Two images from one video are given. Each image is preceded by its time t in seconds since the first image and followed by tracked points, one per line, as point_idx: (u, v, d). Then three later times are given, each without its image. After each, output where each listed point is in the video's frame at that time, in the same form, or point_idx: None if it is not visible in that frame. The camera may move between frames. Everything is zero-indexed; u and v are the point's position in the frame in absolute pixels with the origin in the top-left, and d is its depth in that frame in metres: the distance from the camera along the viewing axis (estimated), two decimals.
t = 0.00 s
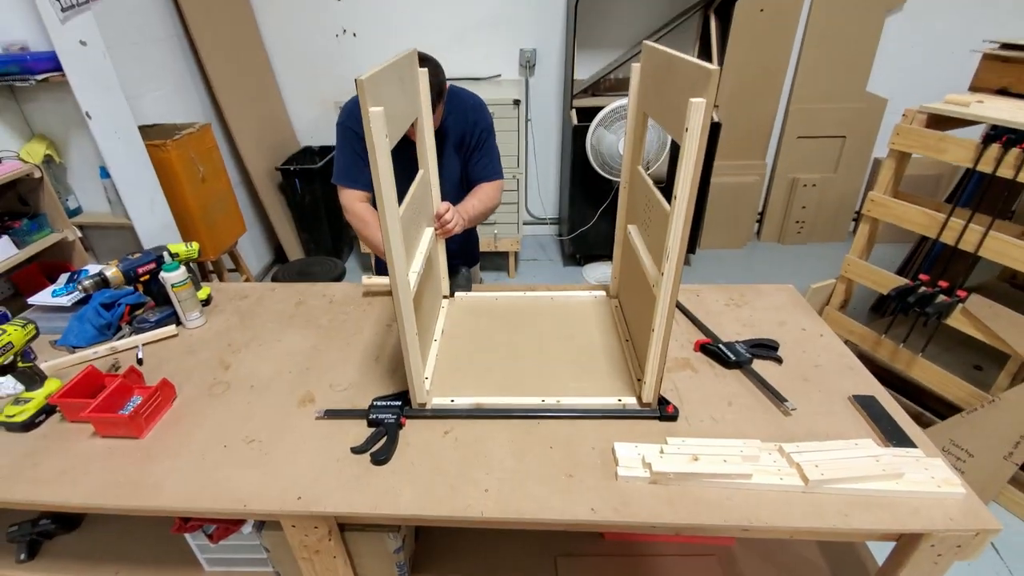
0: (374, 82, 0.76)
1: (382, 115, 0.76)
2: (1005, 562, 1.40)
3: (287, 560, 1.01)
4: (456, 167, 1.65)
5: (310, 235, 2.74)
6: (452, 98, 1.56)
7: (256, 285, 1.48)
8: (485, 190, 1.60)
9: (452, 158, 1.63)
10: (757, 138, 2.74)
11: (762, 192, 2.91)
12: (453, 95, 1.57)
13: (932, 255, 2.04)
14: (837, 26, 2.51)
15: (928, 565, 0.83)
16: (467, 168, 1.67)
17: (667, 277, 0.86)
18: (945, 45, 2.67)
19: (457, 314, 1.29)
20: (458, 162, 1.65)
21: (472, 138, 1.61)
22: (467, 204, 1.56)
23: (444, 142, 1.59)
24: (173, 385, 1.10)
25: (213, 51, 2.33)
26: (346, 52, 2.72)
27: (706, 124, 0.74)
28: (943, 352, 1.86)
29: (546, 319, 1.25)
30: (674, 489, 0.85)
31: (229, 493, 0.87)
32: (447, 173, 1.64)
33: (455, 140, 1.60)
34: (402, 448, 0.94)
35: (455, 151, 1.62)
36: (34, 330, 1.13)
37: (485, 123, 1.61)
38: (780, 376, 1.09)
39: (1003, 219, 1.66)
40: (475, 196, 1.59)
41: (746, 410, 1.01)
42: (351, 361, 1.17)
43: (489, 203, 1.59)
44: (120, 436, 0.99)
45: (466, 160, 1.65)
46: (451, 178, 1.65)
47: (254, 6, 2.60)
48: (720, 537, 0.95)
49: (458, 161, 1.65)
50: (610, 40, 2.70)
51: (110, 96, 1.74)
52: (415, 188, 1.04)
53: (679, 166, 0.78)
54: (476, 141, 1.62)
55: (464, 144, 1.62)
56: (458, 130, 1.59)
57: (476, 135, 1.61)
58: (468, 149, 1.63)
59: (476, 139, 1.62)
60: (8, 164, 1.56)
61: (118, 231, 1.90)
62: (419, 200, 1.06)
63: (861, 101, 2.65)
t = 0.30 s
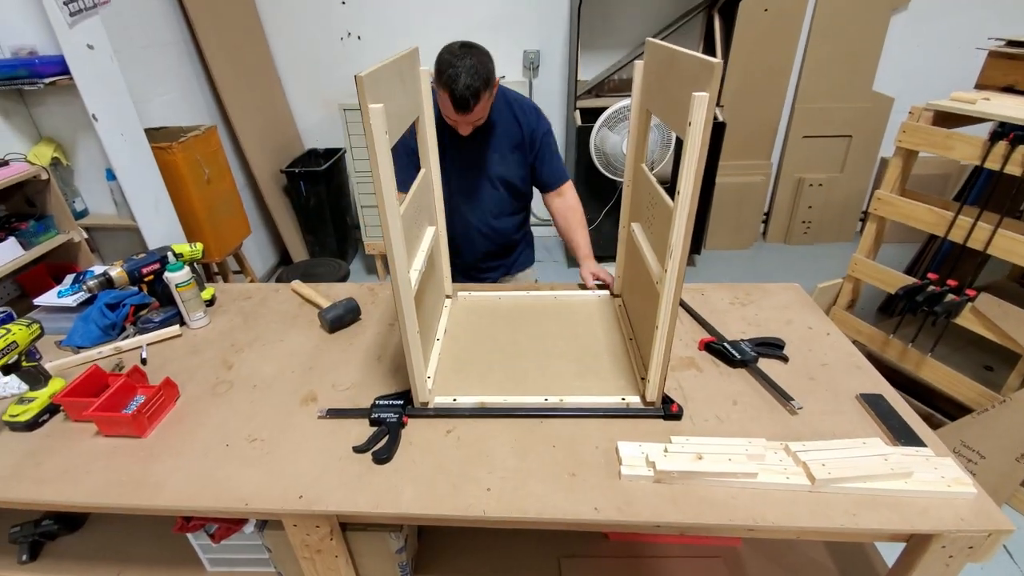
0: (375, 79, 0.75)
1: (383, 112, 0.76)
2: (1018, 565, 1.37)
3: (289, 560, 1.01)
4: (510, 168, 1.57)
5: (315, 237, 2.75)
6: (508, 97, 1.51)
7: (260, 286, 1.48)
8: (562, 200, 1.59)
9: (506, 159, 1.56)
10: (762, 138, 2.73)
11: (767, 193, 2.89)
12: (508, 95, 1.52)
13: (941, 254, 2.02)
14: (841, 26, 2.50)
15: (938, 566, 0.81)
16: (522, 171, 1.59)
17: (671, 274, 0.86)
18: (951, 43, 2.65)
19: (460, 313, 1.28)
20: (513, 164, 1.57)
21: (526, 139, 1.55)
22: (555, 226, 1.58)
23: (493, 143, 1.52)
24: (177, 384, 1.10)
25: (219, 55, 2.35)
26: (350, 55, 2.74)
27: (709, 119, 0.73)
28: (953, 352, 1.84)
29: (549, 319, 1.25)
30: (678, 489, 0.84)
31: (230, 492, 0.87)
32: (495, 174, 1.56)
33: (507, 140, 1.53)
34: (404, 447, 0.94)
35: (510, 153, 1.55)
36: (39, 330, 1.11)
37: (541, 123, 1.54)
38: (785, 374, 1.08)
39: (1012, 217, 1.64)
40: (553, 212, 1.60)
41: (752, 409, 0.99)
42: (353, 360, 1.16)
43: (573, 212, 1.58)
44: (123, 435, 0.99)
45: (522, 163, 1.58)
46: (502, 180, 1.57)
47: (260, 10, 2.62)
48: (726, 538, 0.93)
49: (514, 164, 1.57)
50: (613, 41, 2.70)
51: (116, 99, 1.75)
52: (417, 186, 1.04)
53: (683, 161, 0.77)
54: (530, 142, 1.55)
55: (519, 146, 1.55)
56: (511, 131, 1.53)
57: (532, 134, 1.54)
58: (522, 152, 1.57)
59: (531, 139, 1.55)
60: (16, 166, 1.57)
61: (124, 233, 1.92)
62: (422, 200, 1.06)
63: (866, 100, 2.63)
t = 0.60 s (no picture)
0: (377, 80, 0.77)
1: (385, 112, 0.77)
2: (1020, 559, 1.38)
3: (295, 555, 1.02)
4: (538, 168, 1.56)
5: (318, 237, 2.76)
6: (541, 96, 1.50)
7: (264, 286, 1.49)
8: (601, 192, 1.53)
9: (537, 159, 1.55)
10: (763, 136, 2.73)
11: (768, 190, 2.89)
12: (542, 95, 1.51)
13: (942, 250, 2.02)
14: (841, 23, 2.50)
15: (938, 558, 0.82)
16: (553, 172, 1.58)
17: (669, 271, 0.86)
18: (952, 39, 2.65)
19: (462, 312, 1.29)
20: (542, 164, 1.56)
21: (558, 139, 1.53)
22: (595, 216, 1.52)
23: (525, 142, 1.52)
24: (183, 383, 1.12)
25: (222, 57, 2.37)
26: (352, 56, 2.75)
27: (706, 117, 0.74)
28: (955, 348, 1.84)
29: (551, 316, 1.26)
30: (678, 482, 0.85)
31: (237, 488, 0.88)
32: (525, 174, 1.55)
33: (539, 139, 1.53)
34: (407, 443, 0.95)
35: (540, 152, 1.55)
36: (48, 329, 1.13)
37: (576, 122, 1.52)
38: (784, 370, 1.08)
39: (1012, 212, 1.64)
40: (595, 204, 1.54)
41: (752, 405, 1.00)
42: (357, 358, 1.18)
43: (614, 203, 1.51)
44: (132, 433, 1.01)
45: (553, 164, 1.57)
46: (533, 180, 1.56)
47: (262, 13, 2.64)
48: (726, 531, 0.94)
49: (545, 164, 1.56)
50: (613, 40, 2.71)
51: (120, 101, 1.77)
52: (418, 186, 1.05)
53: (681, 159, 0.78)
54: (563, 141, 1.53)
55: (550, 145, 1.54)
56: (543, 130, 1.52)
57: (564, 134, 1.53)
58: (553, 151, 1.56)
59: (564, 139, 1.53)
60: (23, 169, 1.59)
61: (130, 235, 1.93)
62: (423, 199, 1.07)
63: (867, 97, 2.63)
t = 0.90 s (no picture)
0: (377, 82, 0.77)
1: (385, 114, 0.77)
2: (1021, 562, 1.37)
3: (294, 558, 1.02)
4: (571, 161, 1.50)
5: (317, 240, 2.76)
6: (575, 92, 1.48)
7: (264, 288, 1.49)
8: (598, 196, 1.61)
9: (570, 151, 1.50)
10: (762, 138, 2.73)
11: (767, 192, 2.89)
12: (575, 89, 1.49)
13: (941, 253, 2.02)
14: (839, 26, 2.51)
15: (939, 561, 0.82)
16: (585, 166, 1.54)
17: (670, 273, 0.86)
18: (950, 42, 2.66)
19: (462, 315, 1.29)
20: (575, 157, 1.51)
21: (590, 133, 1.50)
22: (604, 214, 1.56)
23: (560, 134, 1.47)
24: (183, 385, 1.11)
25: (222, 60, 2.37)
26: (351, 59, 2.76)
27: (706, 119, 0.74)
28: (954, 350, 1.84)
29: (550, 319, 1.26)
30: (679, 485, 0.85)
31: (236, 491, 0.88)
32: (557, 166, 1.49)
33: (574, 132, 1.48)
34: (407, 446, 0.95)
35: (574, 145, 1.50)
36: (47, 332, 1.12)
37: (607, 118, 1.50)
38: (785, 372, 1.08)
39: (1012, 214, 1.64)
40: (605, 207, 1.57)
41: (752, 407, 1.00)
42: (357, 361, 1.17)
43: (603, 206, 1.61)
44: (130, 436, 1.00)
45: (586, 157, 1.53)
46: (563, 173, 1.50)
47: (262, 16, 2.65)
48: (727, 534, 0.94)
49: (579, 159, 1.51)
50: (613, 43, 2.72)
51: (120, 104, 1.77)
52: (418, 188, 1.05)
53: (681, 162, 0.78)
54: (596, 135, 1.50)
55: (584, 140, 1.50)
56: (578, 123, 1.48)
57: (595, 129, 1.50)
58: (586, 146, 1.52)
59: (594, 134, 1.50)
60: (22, 171, 1.59)
61: (129, 237, 1.93)
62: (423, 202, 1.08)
63: (866, 99, 2.64)
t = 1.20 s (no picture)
0: (375, 79, 0.76)
1: (383, 111, 0.76)
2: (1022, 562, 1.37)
3: (291, 560, 1.01)
4: (557, 161, 1.48)
5: (315, 238, 2.75)
6: (555, 89, 1.46)
7: (262, 287, 1.48)
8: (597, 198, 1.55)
9: (554, 151, 1.48)
10: (762, 137, 2.72)
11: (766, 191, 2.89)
12: (553, 86, 1.47)
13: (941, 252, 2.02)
14: (840, 24, 2.50)
15: (942, 563, 0.81)
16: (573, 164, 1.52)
17: (671, 273, 0.86)
18: (951, 40, 2.65)
19: (461, 314, 1.28)
20: (561, 157, 1.49)
21: (574, 131, 1.49)
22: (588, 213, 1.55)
23: (542, 134, 1.46)
24: (179, 386, 1.10)
25: (219, 57, 2.35)
26: (350, 57, 2.74)
27: (708, 118, 0.73)
28: (955, 350, 1.84)
29: (550, 319, 1.25)
30: (680, 487, 0.84)
31: (233, 493, 0.87)
32: (544, 168, 1.47)
33: (558, 131, 1.47)
34: (405, 447, 0.94)
35: (560, 145, 1.48)
36: (41, 332, 1.10)
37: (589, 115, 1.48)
38: (786, 372, 1.07)
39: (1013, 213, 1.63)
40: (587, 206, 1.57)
41: (754, 407, 0.99)
42: (355, 361, 1.16)
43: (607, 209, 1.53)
44: (126, 437, 0.99)
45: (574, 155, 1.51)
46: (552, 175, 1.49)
47: (260, 14, 2.63)
48: (728, 536, 0.93)
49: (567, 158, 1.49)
50: (613, 40, 2.71)
51: (116, 102, 1.76)
52: (417, 187, 1.04)
53: (682, 161, 0.77)
54: (580, 133, 1.49)
55: (570, 138, 1.49)
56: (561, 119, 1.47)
57: (579, 126, 1.48)
58: (573, 145, 1.50)
59: (579, 130, 1.49)
60: (17, 170, 1.58)
61: (126, 236, 1.92)
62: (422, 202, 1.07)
63: (866, 98, 2.63)
